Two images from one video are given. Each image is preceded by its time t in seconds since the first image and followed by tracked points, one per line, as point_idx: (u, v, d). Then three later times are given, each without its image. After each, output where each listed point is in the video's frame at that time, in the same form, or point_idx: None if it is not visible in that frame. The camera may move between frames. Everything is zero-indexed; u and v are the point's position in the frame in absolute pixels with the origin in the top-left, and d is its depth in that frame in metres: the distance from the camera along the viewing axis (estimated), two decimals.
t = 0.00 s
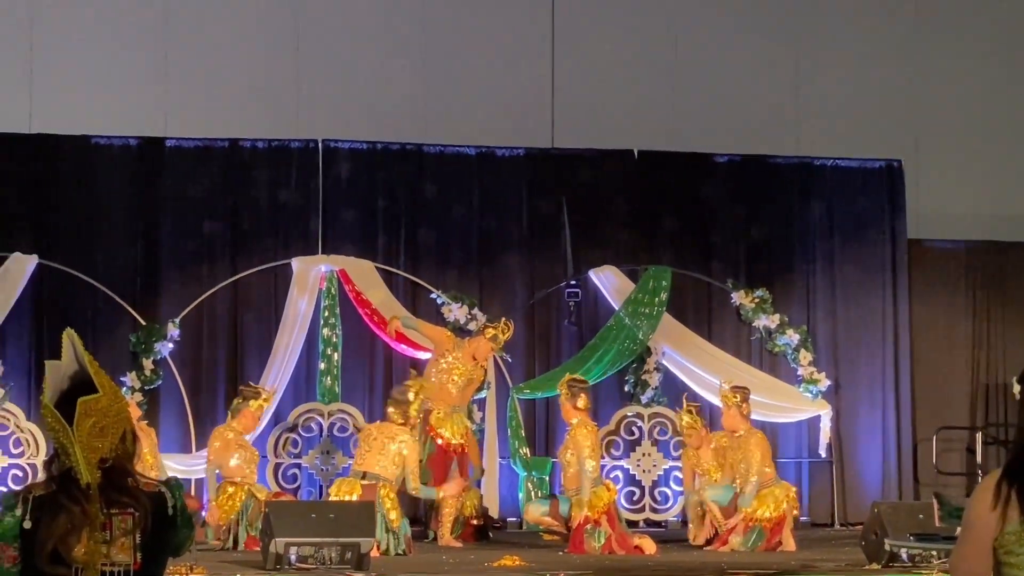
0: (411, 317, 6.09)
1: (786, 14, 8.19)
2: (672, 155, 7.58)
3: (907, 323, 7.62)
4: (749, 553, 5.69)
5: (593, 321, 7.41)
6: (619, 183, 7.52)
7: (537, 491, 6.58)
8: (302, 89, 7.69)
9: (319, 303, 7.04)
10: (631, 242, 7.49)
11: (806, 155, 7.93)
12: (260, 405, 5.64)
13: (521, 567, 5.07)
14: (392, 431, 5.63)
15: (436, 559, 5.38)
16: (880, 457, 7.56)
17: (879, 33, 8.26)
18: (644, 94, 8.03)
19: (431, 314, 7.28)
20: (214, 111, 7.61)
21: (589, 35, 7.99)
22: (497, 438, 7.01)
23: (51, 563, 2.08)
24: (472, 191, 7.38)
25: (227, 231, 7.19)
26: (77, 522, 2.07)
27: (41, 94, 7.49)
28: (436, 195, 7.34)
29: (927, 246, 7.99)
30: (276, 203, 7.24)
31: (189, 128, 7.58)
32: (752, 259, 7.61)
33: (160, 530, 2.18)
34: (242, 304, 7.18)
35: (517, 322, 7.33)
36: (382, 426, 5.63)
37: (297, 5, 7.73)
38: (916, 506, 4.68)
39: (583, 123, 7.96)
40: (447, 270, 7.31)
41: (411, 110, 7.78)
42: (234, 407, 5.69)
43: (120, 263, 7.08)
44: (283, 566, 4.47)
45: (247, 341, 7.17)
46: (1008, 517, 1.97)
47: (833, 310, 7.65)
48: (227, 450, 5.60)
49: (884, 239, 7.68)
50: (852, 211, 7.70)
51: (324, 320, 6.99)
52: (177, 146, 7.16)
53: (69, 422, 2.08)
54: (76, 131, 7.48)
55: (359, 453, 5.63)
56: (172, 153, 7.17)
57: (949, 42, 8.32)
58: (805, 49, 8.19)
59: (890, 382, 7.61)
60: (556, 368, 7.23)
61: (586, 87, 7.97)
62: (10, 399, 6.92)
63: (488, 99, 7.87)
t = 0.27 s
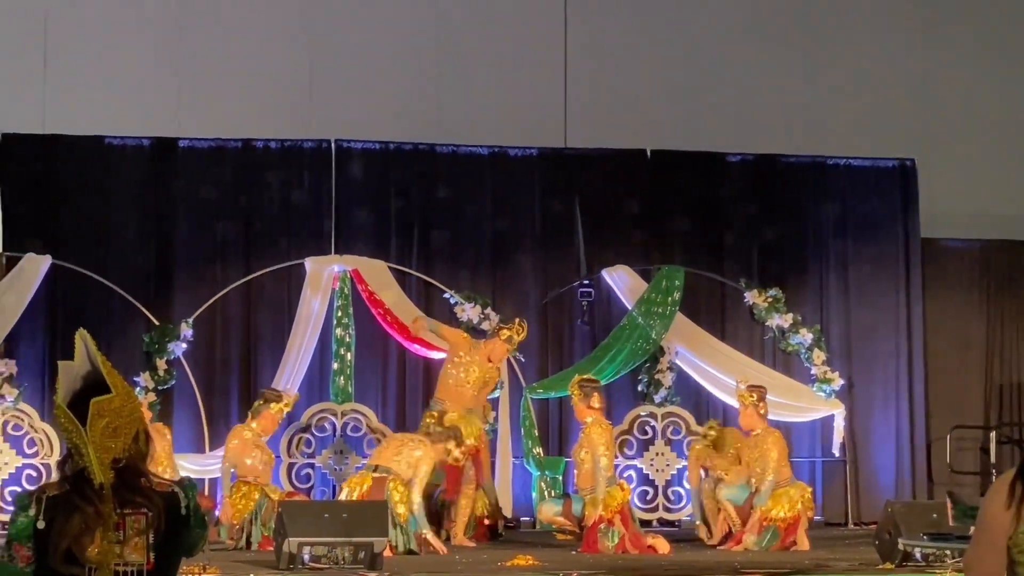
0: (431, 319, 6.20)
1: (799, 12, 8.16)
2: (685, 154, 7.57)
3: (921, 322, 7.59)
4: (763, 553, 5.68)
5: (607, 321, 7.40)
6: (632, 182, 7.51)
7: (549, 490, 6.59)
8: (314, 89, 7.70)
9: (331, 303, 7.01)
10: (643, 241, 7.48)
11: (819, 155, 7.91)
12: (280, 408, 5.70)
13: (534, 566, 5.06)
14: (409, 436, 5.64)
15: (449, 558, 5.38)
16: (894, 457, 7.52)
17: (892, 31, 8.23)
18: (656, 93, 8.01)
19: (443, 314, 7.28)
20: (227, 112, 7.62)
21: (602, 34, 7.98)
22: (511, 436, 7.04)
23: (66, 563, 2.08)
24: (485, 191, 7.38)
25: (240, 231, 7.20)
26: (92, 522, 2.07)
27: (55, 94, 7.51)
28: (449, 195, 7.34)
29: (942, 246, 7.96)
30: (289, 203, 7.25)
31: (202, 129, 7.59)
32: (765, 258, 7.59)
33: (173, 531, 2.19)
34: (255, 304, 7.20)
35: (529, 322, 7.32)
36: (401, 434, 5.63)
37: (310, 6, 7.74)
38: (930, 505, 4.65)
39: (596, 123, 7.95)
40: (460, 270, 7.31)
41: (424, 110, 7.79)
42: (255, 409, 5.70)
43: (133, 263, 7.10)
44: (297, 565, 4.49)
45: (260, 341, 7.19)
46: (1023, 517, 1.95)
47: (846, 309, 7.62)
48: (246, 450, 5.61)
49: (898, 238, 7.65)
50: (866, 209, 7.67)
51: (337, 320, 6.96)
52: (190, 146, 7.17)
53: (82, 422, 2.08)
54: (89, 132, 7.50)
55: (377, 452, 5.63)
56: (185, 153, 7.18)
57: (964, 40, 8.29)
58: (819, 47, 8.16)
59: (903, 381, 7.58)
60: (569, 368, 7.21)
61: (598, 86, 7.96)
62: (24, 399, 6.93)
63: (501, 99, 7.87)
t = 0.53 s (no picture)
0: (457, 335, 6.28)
1: (812, 11, 8.14)
2: (698, 154, 7.55)
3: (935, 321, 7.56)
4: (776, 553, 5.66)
5: (620, 320, 7.39)
6: (645, 182, 7.49)
7: (563, 490, 6.57)
8: (327, 90, 7.71)
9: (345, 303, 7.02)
10: (656, 241, 7.46)
11: (833, 154, 7.88)
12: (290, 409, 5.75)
13: (547, 566, 5.06)
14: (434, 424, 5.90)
15: (462, 558, 5.38)
16: (908, 457, 7.49)
17: (907, 29, 8.20)
18: (669, 92, 7.99)
19: (456, 314, 7.28)
20: (240, 112, 7.63)
21: (615, 33, 7.97)
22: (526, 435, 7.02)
23: (79, 563, 2.08)
24: (498, 191, 7.37)
25: (253, 232, 7.21)
26: (105, 523, 2.08)
27: (69, 95, 7.53)
28: (462, 195, 7.34)
29: (956, 245, 7.92)
30: (302, 204, 7.26)
31: (215, 130, 7.60)
32: (778, 257, 7.56)
33: (186, 531, 2.20)
34: (268, 305, 7.21)
35: (542, 322, 7.31)
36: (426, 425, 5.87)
37: (322, 7, 7.74)
38: (946, 505, 4.65)
39: (609, 123, 7.93)
40: (472, 270, 7.30)
41: (437, 111, 7.79)
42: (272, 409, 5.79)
43: (147, 264, 7.12)
44: (310, 566, 4.48)
45: (273, 342, 7.19)
46: None
47: (860, 309, 7.59)
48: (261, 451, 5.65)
49: (911, 237, 7.62)
50: (880, 208, 7.64)
51: (350, 320, 7.00)
52: (202, 146, 7.19)
53: (95, 422, 2.08)
54: (102, 132, 7.52)
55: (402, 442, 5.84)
56: (198, 154, 7.19)
57: (978, 38, 8.25)
58: (833, 46, 8.13)
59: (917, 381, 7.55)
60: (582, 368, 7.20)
61: (611, 86, 7.94)
62: (38, 400, 6.95)
63: (514, 99, 7.86)
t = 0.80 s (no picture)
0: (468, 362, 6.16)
1: (825, 11, 8.12)
2: (711, 154, 7.53)
3: (949, 321, 7.53)
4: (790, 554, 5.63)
5: (633, 321, 7.37)
6: (658, 183, 7.48)
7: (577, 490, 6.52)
8: (340, 91, 7.71)
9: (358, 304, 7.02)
10: (669, 242, 7.45)
11: (846, 154, 7.85)
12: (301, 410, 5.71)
13: (560, 567, 5.05)
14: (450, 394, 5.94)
15: (475, 559, 5.37)
16: (922, 457, 7.46)
17: (921, 29, 8.17)
18: (682, 93, 7.97)
19: (469, 315, 7.27)
20: (253, 114, 7.64)
21: (627, 34, 7.95)
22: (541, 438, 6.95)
23: (94, 565, 2.08)
24: (510, 191, 7.36)
25: (266, 233, 7.22)
26: (120, 524, 2.08)
27: (82, 97, 7.55)
28: (474, 196, 7.34)
29: (971, 245, 7.89)
30: (314, 205, 7.26)
31: (228, 131, 7.61)
32: (792, 257, 7.54)
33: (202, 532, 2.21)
34: (281, 306, 7.21)
35: (555, 323, 7.30)
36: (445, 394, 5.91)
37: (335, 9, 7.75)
38: (960, 505, 4.62)
39: (622, 123, 7.92)
40: (485, 271, 7.30)
41: (449, 112, 7.78)
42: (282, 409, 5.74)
43: (160, 265, 7.13)
44: (323, 567, 4.49)
45: (286, 343, 7.20)
46: None
47: (874, 309, 7.56)
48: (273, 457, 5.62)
49: (924, 236, 7.59)
50: (893, 208, 7.61)
51: (363, 321, 7.00)
52: (215, 148, 7.20)
53: (109, 424, 2.11)
54: (115, 134, 7.53)
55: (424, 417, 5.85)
56: (211, 155, 7.20)
57: (993, 38, 8.22)
58: (846, 45, 8.10)
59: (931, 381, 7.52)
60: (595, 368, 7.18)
61: (624, 86, 7.93)
62: (52, 401, 6.96)
63: (526, 100, 7.86)
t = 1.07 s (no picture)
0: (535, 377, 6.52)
1: (834, 10, 8.09)
2: (720, 154, 7.51)
3: (958, 321, 7.50)
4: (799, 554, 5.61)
5: (642, 322, 7.35)
6: (666, 183, 7.46)
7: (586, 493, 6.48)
8: (348, 92, 7.71)
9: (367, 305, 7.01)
10: (678, 243, 7.43)
11: (855, 154, 7.82)
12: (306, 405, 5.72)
13: (570, 568, 5.04)
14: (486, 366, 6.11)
15: (484, 560, 5.36)
16: (931, 458, 7.45)
17: (931, 29, 8.14)
18: (690, 93, 7.96)
19: (477, 316, 7.24)
20: (261, 115, 7.64)
21: (636, 35, 7.94)
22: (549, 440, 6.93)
23: (101, 567, 2.08)
24: (519, 192, 7.35)
25: (274, 234, 7.22)
26: (128, 526, 2.08)
27: (91, 99, 7.56)
28: (483, 197, 7.33)
29: (982, 245, 7.85)
30: (323, 206, 7.26)
31: (236, 132, 7.61)
32: (801, 258, 7.51)
33: (207, 532, 2.21)
34: (290, 307, 7.21)
35: (564, 324, 7.29)
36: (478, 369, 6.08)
37: (343, 10, 7.75)
38: (969, 506, 4.58)
39: (630, 124, 7.90)
40: (494, 272, 7.29)
41: (458, 113, 7.78)
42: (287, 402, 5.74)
43: (169, 266, 7.13)
44: (332, 568, 4.52)
45: (295, 344, 7.19)
46: None
47: (883, 309, 7.53)
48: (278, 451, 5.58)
49: (933, 237, 7.57)
50: (903, 208, 7.59)
51: (372, 322, 6.98)
52: (224, 149, 7.21)
53: (118, 425, 2.09)
54: (123, 136, 7.53)
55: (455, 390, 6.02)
56: (220, 157, 7.21)
57: (1003, 38, 8.19)
58: (855, 45, 8.08)
59: (940, 381, 7.49)
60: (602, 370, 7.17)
61: (632, 87, 7.92)
62: (61, 402, 6.97)
63: (534, 101, 7.84)
